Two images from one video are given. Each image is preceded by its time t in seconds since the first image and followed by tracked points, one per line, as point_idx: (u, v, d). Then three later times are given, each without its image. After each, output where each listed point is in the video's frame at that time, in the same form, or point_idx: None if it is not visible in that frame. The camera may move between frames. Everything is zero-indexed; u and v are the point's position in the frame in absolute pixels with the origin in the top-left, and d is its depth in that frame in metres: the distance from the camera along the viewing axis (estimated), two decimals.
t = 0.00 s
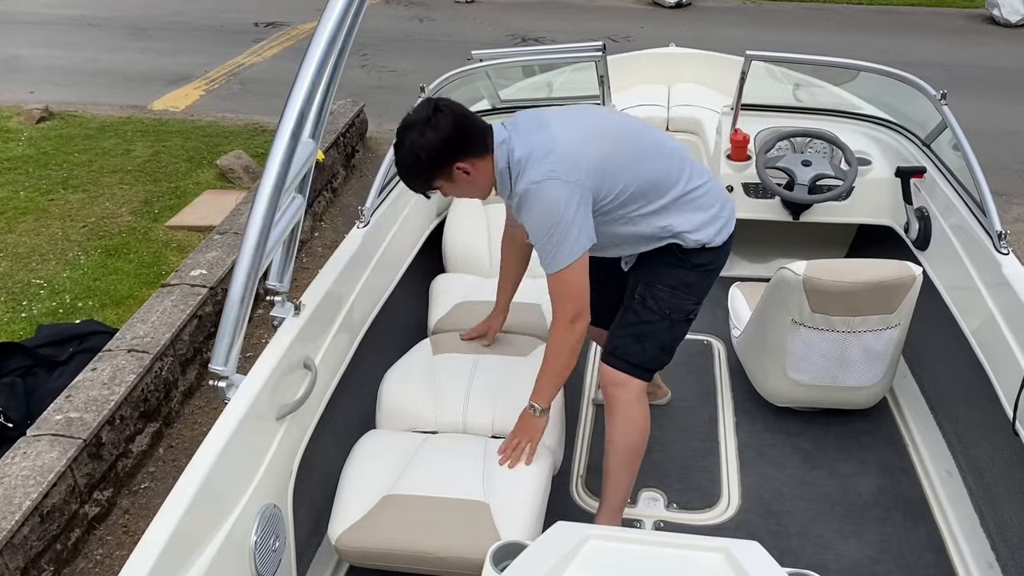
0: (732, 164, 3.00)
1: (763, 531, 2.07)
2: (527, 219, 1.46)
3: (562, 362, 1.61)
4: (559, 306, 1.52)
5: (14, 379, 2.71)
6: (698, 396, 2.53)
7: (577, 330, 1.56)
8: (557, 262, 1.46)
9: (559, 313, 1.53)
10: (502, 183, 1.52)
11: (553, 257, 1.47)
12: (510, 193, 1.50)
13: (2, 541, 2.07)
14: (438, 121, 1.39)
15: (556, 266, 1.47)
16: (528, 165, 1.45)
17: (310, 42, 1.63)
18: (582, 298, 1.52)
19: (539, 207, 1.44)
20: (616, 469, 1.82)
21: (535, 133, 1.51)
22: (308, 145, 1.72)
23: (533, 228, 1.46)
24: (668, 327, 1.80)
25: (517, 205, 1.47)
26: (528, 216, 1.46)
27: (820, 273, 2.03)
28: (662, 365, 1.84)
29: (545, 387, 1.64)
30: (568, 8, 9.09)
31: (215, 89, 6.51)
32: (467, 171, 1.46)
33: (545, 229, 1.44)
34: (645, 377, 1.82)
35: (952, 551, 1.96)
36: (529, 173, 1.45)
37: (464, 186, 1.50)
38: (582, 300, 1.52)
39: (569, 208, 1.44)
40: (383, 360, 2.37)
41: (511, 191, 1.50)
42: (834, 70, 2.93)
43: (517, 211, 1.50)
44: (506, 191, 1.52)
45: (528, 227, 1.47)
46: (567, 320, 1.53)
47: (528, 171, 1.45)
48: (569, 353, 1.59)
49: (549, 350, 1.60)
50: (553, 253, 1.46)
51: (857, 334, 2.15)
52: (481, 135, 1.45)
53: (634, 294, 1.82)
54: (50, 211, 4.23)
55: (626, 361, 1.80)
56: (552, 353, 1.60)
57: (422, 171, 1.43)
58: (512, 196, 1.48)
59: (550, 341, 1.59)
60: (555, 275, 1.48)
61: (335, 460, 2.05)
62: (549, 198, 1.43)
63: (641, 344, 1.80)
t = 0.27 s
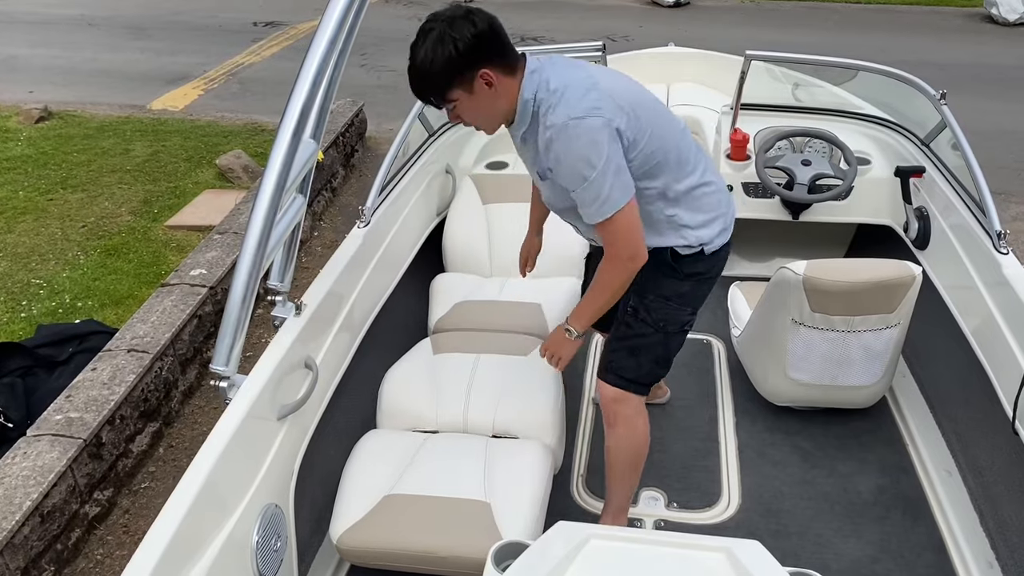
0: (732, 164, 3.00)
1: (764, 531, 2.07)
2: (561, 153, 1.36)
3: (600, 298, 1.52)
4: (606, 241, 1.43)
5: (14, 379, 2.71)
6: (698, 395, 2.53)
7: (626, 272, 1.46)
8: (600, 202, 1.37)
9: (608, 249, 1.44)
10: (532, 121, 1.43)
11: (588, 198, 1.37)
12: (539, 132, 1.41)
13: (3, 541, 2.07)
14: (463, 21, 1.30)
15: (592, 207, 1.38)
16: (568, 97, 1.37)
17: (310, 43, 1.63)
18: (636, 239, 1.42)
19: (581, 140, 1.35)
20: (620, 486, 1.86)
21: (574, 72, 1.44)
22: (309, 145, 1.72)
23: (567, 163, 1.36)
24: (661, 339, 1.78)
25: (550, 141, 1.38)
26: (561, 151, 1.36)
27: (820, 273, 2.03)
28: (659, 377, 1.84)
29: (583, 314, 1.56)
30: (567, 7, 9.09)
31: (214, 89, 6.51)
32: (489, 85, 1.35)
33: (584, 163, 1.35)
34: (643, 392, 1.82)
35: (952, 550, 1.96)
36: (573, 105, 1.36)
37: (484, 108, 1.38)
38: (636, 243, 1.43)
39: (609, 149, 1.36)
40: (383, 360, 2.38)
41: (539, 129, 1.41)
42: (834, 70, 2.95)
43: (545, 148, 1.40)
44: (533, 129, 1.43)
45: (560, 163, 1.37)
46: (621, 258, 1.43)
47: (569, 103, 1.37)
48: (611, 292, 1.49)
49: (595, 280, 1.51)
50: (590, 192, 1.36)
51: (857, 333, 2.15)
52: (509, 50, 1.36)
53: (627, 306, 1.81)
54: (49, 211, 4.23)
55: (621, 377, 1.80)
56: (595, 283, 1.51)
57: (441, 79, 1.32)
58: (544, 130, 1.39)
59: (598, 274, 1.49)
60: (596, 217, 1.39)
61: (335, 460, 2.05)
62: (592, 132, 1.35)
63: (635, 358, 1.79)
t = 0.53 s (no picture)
0: (730, 160, 3.00)
1: (762, 527, 2.08)
2: (571, 126, 1.26)
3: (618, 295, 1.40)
4: (613, 227, 1.31)
5: (12, 377, 2.71)
6: (696, 392, 2.53)
7: (641, 261, 1.33)
8: (600, 187, 1.26)
9: (613, 235, 1.31)
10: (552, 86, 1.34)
11: (588, 181, 1.27)
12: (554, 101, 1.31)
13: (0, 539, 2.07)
14: None
15: (590, 190, 1.27)
16: (591, 70, 1.27)
17: (308, 39, 1.62)
18: (638, 218, 1.29)
19: (594, 116, 1.24)
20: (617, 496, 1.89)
21: (606, 46, 1.34)
22: (306, 142, 1.70)
23: (575, 138, 1.26)
24: (654, 369, 1.71)
25: (563, 112, 1.27)
26: (571, 123, 1.26)
27: (819, 269, 2.03)
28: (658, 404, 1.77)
29: (603, 319, 1.44)
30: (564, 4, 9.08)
31: (211, 86, 6.49)
32: (523, 29, 1.27)
33: (594, 140, 1.24)
34: (638, 419, 1.78)
35: (950, 545, 1.97)
36: (596, 79, 1.26)
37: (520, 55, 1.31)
38: (641, 223, 1.30)
39: (624, 135, 1.25)
40: (381, 357, 2.37)
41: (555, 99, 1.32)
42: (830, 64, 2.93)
43: (557, 116, 1.30)
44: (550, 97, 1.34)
45: (568, 135, 1.27)
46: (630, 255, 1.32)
47: (592, 76, 1.26)
48: (628, 285, 1.37)
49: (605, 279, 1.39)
50: (592, 174, 1.26)
51: (855, 329, 2.15)
52: None
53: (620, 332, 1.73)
54: (46, 209, 4.21)
55: (613, 404, 1.77)
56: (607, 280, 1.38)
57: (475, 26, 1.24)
58: (559, 100, 1.28)
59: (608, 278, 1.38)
60: (597, 202, 1.28)
61: (333, 457, 2.05)
62: (609, 111, 1.24)
63: (628, 388, 1.74)
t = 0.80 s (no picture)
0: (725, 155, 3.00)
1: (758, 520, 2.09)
2: (669, 96, 1.13)
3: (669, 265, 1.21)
4: (694, 197, 1.17)
5: (7, 374, 2.71)
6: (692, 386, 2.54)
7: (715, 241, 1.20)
8: (703, 167, 1.13)
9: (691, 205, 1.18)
10: (632, 54, 1.20)
11: (687, 160, 1.13)
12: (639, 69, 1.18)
13: None
14: None
15: (687, 170, 1.14)
16: (690, 41, 1.14)
17: (302, 36, 1.62)
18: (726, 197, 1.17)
19: (699, 88, 1.11)
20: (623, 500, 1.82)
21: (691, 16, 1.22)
22: (302, 137, 1.70)
23: (673, 109, 1.12)
24: (681, 389, 1.57)
25: (658, 80, 1.14)
26: (670, 93, 1.12)
27: (814, 264, 2.04)
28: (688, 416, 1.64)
29: (643, 293, 1.22)
30: None
31: (206, 82, 6.47)
32: None
33: (698, 114, 1.11)
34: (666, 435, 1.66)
35: (945, 538, 1.98)
36: (698, 49, 1.13)
37: None
38: (728, 205, 1.18)
39: (726, 113, 1.13)
40: (377, 353, 2.37)
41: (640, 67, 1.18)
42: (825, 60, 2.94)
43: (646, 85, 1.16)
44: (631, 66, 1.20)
45: (663, 107, 1.13)
46: (712, 226, 1.18)
47: (692, 46, 1.13)
48: (688, 265, 1.20)
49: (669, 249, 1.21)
50: (691, 152, 1.13)
51: (850, 324, 2.16)
52: None
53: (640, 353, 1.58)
54: (40, 205, 4.20)
55: (640, 422, 1.65)
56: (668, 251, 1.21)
57: None
58: (651, 68, 1.15)
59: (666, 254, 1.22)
60: (689, 181, 1.15)
61: (330, 453, 2.05)
62: (716, 86, 1.12)
63: (655, 408, 1.61)
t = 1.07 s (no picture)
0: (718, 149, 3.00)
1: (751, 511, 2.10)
2: (766, 78, 1.13)
3: (766, 255, 1.22)
4: (788, 182, 1.17)
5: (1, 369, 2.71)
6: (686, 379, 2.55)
7: (808, 231, 1.21)
8: (798, 155, 1.14)
9: (785, 193, 1.19)
10: (726, 34, 1.20)
11: (781, 146, 1.14)
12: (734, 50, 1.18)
13: None
14: None
15: (779, 156, 1.15)
16: (789, 26, 1.15)
17: (295, 30, 1.62)
18: (818, 184, 1.18)
19: (799, 72, 1.11)
20: (654, 507, 1.71)
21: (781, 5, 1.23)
22: (295, 131, 1.70)
23: (769, 92, 1.13)
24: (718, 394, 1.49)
25: (756, 61, 1.14)
26: (767, 74, 1.12)
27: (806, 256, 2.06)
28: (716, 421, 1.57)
29: (738, 295, 1.24)
30: None
31: (199, 77, 6.45)
32: None
33: (797, 98, 1.12)
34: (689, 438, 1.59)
35: (936, 528, 1.99)
36: (797, 34, 1.14)
37: None
38: (818, 192, 1.19)
39: (822, 100, 1.14)
40: (372, 347, 2.38)
41: (734, 47, 1.18)
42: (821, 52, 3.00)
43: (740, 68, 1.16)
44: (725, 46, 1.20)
45: (756, 91, 1.14)
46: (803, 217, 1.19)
47: (791, 31, 1.14)
48: (784, 255, 1.22)
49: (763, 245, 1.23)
50: (786, 138, 1.13)
51: (842, 316, 2.17)
52: None
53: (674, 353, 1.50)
54: (34, 200, 4.19)
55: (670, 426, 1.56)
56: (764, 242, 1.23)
57: None
58: (749, 48, 1.15)
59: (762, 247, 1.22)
60: (779, 168, 1.16)
61: (325, 446, 2.05)
62: (814, 72, 1.12)
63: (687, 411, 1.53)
